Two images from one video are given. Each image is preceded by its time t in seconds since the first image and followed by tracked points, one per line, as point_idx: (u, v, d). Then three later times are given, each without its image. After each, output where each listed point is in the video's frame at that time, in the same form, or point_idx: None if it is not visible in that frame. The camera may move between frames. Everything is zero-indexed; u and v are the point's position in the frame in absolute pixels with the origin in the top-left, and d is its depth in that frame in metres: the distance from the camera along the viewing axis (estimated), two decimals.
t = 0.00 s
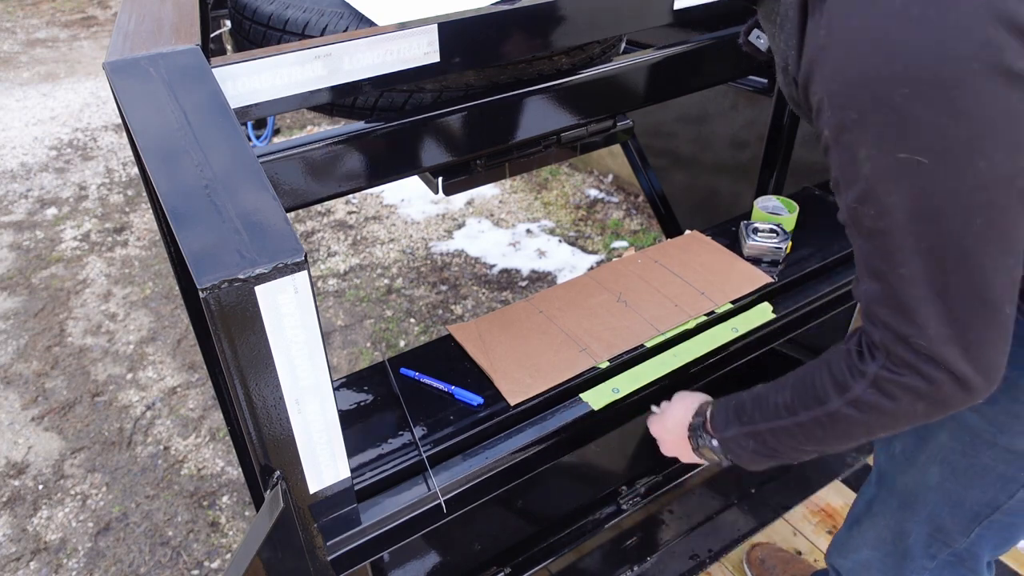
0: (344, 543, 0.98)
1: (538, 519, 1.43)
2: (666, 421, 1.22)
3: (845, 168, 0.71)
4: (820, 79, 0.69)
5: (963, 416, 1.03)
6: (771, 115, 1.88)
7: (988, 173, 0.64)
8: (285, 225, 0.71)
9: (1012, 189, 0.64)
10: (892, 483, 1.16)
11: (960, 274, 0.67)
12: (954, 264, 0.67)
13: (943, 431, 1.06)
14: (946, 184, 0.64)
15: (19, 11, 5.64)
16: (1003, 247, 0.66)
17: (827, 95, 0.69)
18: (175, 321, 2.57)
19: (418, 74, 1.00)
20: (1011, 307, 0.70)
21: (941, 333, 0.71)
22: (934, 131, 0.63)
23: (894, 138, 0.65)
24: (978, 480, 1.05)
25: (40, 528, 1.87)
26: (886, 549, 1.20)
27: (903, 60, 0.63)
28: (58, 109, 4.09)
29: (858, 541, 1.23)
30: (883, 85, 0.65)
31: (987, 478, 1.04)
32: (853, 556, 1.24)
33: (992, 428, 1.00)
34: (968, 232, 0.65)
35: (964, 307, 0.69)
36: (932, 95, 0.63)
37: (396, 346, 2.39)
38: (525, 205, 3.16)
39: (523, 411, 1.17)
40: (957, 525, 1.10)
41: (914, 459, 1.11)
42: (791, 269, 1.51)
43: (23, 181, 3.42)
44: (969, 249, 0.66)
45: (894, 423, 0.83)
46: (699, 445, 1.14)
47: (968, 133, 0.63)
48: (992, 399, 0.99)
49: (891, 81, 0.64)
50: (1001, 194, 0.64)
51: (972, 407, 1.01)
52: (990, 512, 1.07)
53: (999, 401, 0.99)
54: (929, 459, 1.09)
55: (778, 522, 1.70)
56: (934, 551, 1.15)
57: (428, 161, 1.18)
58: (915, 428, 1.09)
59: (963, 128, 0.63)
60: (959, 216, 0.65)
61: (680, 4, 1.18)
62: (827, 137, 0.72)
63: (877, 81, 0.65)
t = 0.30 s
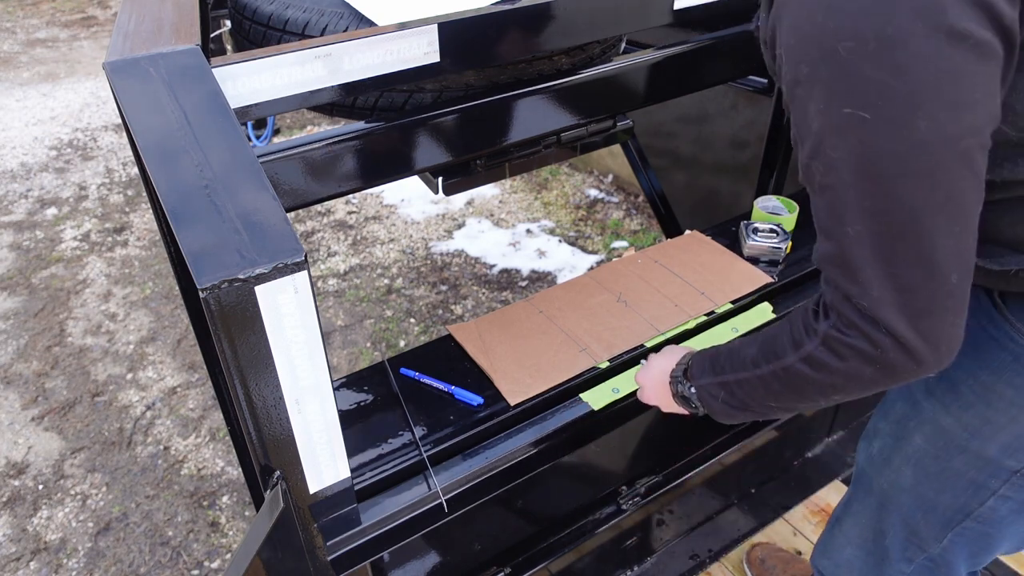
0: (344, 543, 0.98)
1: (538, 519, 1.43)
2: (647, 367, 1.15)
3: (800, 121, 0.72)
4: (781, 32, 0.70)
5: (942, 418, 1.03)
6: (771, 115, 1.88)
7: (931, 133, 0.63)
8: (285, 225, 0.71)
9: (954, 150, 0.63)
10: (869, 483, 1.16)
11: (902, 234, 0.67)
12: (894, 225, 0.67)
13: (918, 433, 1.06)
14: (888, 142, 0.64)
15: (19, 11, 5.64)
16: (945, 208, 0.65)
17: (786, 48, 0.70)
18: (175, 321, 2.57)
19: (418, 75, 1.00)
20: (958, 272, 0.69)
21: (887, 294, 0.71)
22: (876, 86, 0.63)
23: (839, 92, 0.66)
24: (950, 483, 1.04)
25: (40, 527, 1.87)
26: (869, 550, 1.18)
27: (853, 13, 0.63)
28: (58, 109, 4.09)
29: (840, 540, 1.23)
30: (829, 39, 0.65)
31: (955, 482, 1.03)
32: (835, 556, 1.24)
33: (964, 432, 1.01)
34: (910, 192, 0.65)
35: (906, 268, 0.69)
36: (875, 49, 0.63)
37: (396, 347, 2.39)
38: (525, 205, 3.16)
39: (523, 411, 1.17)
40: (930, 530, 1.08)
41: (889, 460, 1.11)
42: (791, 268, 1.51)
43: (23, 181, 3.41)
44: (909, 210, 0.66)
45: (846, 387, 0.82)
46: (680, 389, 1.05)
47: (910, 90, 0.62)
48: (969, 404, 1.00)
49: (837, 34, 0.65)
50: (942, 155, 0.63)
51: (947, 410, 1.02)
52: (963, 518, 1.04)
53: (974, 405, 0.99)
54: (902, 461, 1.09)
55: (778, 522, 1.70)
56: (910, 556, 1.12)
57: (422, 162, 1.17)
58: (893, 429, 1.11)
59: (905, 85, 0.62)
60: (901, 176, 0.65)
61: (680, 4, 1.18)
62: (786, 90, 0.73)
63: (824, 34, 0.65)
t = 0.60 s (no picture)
0: (344, 544, 0.98)
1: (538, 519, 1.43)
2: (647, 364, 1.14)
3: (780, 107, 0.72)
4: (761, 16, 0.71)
5: (937, 424, 1.03)
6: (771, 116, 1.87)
7: (902, 115, 0.63)
8: (286, 226, 0.71)
9: (925, 134, 0.63)
10: (866, 489, 1.15)
11: (875, 219, 0.67)
12: (867, 209, 0.67)
13: (913, 440, 1.06)
14: (860, 124, 0.64)
15: (19, 11, 5.64)
16: (918, 193, 0.65)
17: (766, 32, 0.70)
18: (175, 321, 2.57)
19: (418, 74, 1.00)
20: (933, 259, 0.68)
21: (863, 280, 0.71)
22: (848, 69, 0.64)
23: (813, 75, 0.66)
24: (945, 491, 1.03)
25: (40, 527, 1.87)
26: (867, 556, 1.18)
27: None
28: (58, 110, 4.09)
29: (841, 546, 1.22)
30: (802, 22, 0.66)
31: (949, 490, 1.03)
32: (836, 562, 1.23)
33: (958, 440, 1.00)
34: (882, 175, 0.65)
35: (881, 254, 0.68)
36: (846, 32, 0.63)
37: (396, 346, 2.39)
38: (525, 205, 3.16)
39: (523, 411, 1.17)
40: (927, 537, 1.07)
41: (885, 466, 1.11)
42: (791, 269, 1.51)
43: (23, 181, 3.41)
44: (882, 194, 0.65)
45: (827, 378, 0.82)
46: (675, 385, 1.03)
47: (881, 73, 0.62)
48: (963, 411, 0.99)
49: (810, 17, 0.65)
50: (913, 139, 0.63)
51: (942, 416, 1.02)
52: (957, 526, 1.03)
53: (969, 412, 0.99)
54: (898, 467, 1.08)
55: (778, 522, 1.70)
56: (908, 565, 1.12)
57: (419, 162, 1.17)
58: (890, 435, 1.11)
59: (876, 68, 0.63)
60: (873, 159, 0.65)
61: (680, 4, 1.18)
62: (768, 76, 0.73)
63: (798, 17, 0.66)
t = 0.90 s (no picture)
0: (344, 543, 0.98)
1: (538, 519, 1.43)
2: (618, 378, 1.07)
3: (756, 100, 0.72)
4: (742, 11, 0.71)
5: (934, 431, 1.03)
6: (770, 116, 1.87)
7: (871, 110, 0.62)
8: (285, 226, 0.71)
9: (894, 129, 0.63)
10: (866, 495, 1.15)
11: (843, 214, 0.66)
12: (836, 203, 0.66)
13: (911, 446, 1.06)
14: (830, 118, 0.64)
15: (19, 11, 5.65)
16: (887, 190, 0.65)
17: (746, 25, 0.70)
18: (175, 321, 2.57)
19: (418, 74, 1.00)
20: (901, 257, 0.68)
21: (831, 277, 0.70)
22: (820, 62, 0.63)
23: (786, 68, 0.66)
24: (942, 497, 1.03)
25: (40, 528, 1.87)
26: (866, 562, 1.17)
27: None
28: (58, 110, 4.09)
29: (841, 551, 1.21)
30: (778, 14, 0.66)
31: (946, 497, 1.03)
32: (836, 567, 1.22)
33: (954, 447, 1.00)
34: (851, 169, 0.64)
35: (849, 250, 0.68)
36: (820, 25, 0.63)
37: (396, 346, 2.39)
38: (525, 205, 3.16)
39: (522, 412, 1.17)
40: (925, 544, 1.06)
41: (884, 472, 1.11)
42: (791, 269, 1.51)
43: (23, 181, 3.41)
44: (851, 188, 0.65)
45: (795, 377, 0.81)
46: (643, 375, 0.98)
47: (853, 67, 0.62)
48: (959, 417, 1.00)
49: (785, 11, 0.65)
50: (882, 133, 0.63)
51: (939, 423, 1.02)
52: (955, 534, 1.03)
53: (965, 418, 0.99)
54: (896, 473, 1.08)
55: (777, 522, 1.67)
56: (907, 572, 1.10)
57: (418, 162, 1.17)
58: (889, 441, 1.11)
59: (847, 62, 0.62)
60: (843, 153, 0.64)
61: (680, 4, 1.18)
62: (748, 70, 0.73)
63: (775, 10, 0.66)
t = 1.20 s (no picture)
0: (344, 544, 0.98)
1: (537, 519, 1.43)
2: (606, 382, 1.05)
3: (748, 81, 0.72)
4: None
5: (927, 431, 1.03)
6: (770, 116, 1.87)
7: (855, 83, 0.62)
8: (286, 226, 0.71)
9: (878, 104, 0.63)
10: (861, 495, 1.15)
11: (827, 190, 0.66)
12: (817, 181, 0.66)
13: (905, 445, 1.06)
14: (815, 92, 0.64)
15: (19, 11, 5.64)
16: (870, 166, 0.64)
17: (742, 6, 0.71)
18: (175, 321, 2.57)
19: (418, 74, 1.00)
20: (885, 237, 0.67)
21: (814, 255, 0.69)
22: (806, 37, 0.64)
23: (774, 46, 0.66)
24: (934, 497, 1.03)
25: (40, 527, 1.87)
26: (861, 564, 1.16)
27: None
28: (58, 109, 4.09)
29: (838, 552, 1.20)
30: None
31: (941, 498, 1.02)
32: (831, 566, 1.21)
33: (947, 447, 1.00)
34: (835, 144, 0.64)
35: (832, 227, 0.67)
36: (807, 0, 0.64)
37: (396, 347, 2.39)
38: (525, 205, 3.16)
39: (522, 411, 1.17)
40: (917, 544, 1.06)
41: (878, 472, 1.11)
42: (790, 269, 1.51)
43: (23, 181, 3.41)
44: (835, 164, 0.65)
45: (775, 365, 0.79)
46: (628, 377, 0.98)
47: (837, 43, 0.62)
48: (954, 417, 0.99)
49: None
50: (865, 108, 0.63)
51: (934, 423, 1.02)
52: (947, 534, 1.03)
53: (958, 419, 0.99)
54: (891, 474, 1.08)
55: (777, 522, 1.67)
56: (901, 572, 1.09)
57: (418, 162, 1.17)
58: (884, 440, 1.11)
59: (833, 36, 0.63)
60: (827, 127, 0.64)
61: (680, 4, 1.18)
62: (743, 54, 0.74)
63: None
